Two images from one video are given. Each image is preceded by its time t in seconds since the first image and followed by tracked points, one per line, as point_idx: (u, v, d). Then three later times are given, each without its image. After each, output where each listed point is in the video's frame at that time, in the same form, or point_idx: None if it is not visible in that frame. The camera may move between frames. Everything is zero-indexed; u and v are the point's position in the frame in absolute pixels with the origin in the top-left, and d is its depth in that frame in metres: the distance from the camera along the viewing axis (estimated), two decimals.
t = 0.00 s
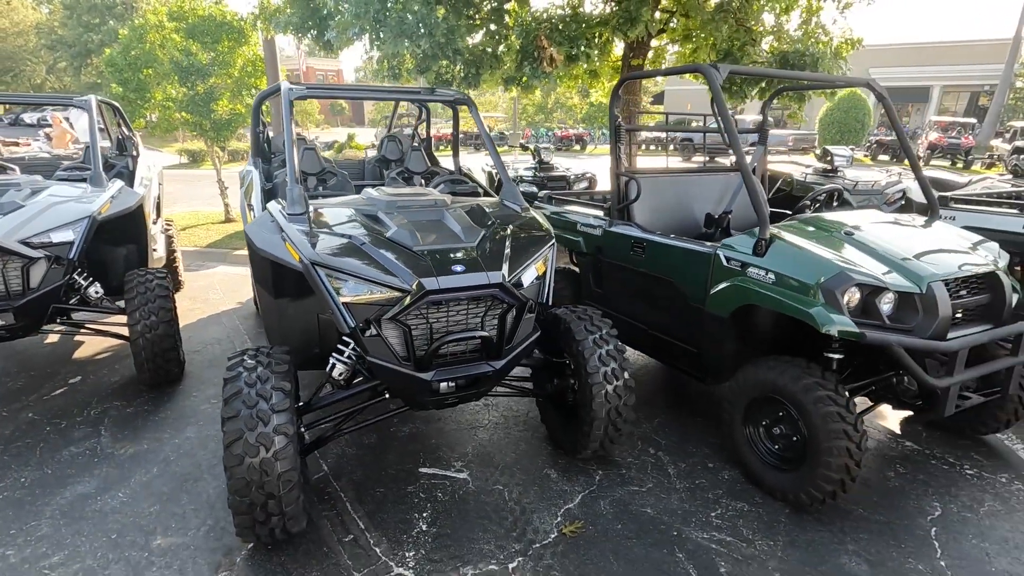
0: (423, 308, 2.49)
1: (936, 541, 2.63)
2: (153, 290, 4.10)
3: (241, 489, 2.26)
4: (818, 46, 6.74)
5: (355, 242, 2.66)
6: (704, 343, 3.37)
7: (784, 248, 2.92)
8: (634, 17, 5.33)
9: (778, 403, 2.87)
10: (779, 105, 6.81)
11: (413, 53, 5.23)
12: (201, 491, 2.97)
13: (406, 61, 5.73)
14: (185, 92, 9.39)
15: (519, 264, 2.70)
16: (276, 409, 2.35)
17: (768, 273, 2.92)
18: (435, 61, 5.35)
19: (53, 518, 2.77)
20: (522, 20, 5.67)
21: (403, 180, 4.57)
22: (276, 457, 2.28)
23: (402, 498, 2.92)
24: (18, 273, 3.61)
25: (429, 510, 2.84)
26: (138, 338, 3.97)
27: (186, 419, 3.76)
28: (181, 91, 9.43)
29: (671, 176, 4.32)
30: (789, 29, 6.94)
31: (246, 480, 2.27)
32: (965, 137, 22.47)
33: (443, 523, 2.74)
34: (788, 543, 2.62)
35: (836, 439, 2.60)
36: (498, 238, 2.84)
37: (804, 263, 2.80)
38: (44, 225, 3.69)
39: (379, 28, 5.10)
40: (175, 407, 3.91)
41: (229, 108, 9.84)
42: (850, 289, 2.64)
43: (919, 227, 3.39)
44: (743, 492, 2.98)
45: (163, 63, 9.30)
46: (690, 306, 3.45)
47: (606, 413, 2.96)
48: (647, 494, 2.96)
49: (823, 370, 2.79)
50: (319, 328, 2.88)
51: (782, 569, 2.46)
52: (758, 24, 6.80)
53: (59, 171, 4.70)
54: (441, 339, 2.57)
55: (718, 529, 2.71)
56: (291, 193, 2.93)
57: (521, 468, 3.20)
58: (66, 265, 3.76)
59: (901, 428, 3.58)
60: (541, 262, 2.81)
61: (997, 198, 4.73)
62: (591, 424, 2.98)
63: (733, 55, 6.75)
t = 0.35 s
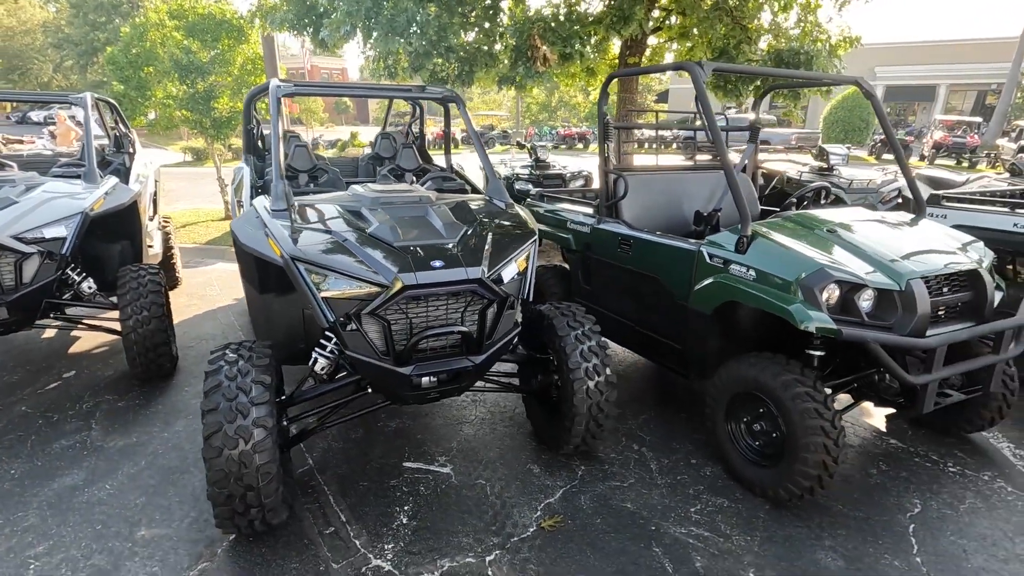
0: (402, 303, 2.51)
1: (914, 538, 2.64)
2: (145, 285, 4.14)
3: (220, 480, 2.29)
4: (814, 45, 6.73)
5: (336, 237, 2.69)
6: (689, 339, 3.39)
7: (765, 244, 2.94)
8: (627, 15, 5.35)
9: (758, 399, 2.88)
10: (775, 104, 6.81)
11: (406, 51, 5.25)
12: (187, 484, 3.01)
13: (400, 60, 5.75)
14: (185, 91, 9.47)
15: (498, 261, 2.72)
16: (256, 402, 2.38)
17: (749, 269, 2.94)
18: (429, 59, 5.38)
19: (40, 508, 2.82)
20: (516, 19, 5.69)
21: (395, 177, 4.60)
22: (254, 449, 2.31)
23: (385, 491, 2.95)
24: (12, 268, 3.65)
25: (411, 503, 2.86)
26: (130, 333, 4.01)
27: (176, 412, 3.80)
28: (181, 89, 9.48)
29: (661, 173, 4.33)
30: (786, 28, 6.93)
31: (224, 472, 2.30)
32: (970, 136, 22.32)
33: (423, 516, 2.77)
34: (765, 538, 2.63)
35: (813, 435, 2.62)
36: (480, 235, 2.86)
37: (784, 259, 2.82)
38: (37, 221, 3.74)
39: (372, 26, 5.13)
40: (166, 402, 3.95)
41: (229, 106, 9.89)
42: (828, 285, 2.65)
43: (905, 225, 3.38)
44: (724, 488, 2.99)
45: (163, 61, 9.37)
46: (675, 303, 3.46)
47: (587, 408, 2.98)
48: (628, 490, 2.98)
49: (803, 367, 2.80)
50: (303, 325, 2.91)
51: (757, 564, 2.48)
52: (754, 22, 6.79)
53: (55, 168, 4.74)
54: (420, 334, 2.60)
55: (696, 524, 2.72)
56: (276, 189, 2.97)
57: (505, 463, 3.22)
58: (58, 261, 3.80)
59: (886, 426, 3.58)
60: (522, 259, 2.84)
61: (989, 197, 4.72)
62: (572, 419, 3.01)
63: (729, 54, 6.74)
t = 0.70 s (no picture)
0: (373, 299, 2.46)
1: (900, 546, 2.55)
2: (130, 281, 4.11)
3: (184, 479, 2.25)
4: (815, 42, 6.62)
5: (308, 232, 2.64)
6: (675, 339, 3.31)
7: (749, 242, 2.86)
8: (622, 10, 5.27)
9: (743, 401, 2.80)
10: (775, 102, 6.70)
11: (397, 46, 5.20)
12: (161, 482, 2.97)
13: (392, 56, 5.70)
14: (185, 88, 9.47)
15: (474, 257, 2.66)
16: (222, 399, 2.34)
17: (733, 267, 2.86)
18: (421, 55, 5.33)
19: (11, 506, 2.78)
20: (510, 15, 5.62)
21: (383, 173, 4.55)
22: (219, 448, 2.26)
23: (360, 491, 2.90)
24: None
25: (385, 504, 2.81)
26: (114, 330, 3.98)
27: (157, 409, 3.76)
28: (181, 87, 9.47)
29: (652, 170, 4.25)
30: (788, 24, 6.81)
31: (188, 470, 2.26)
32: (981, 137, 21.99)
33: (397, 517, 2.71)
34: (746, 544, 2.56)
35: (797, 438, 2.55)
36: (457, 231, 2.81)
37: (768, 257, 2.75)
38: (20, 216, 3.71)
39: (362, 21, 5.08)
40: (149, 398, 3.92)
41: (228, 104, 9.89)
42: (812, 284, 2.58)
43: (898, 223, 3.29)
44: (707, 492, 2.92)
45: (163, 59, 9.37)
46: (662, 302, 3.39)
47: (567, 409, 2.91)
48: (608, 492, 2.91)
49: (788, 368, 2.72)
50: (275, 321, 2.86)
51: (736, 571, 2.40)
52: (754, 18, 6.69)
53: (45, 163, 4.72)
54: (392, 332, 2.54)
55: (676, 529, 2.65)
56: (251, 184, 2.93)
57: (485, 464, 3.16)
58: (41, 256, 3.78)
59: (879, 430, 3.48)
60: (500, 255, 2.77)
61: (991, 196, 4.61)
62: (552, 419, 2.94)
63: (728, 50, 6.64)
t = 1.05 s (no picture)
0: (334, 307, 2.39)
1: (875, 557, 2.50)
2: (98, 288, 4.02)
3: (135, 495, 2.18)
4: (799, 43, 6.59)
5: (269, 238, 2.58)
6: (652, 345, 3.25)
7: (722, 246, 2.82)
8: (603, 11, 5.22)
9: (717, 408, 2.75)
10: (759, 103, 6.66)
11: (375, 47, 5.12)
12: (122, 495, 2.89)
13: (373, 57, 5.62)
14: (168, 90, 9.37)
15: (439, 263, 2.60)
16: (175, 411, 2.26)
17: (706, 272, 2.81)
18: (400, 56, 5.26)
19: None
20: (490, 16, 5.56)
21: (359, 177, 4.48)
22: (171, 462, 2.19)
23: (327, 503, 2.83)
24: None
25: (352, 517, 2.73)
26: (81, 337, 3.88)
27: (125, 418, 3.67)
28: (164, 88, 9.37)
29: (631, 172, 4.20)
30: (773, 25, 6.78)
31: (139, 485, 2.19)
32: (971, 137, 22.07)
33: (363, 531, 2.64)
34: (718, 555, 2.50)
35: (770, 446, 2.49)
36: (424, 236, 2.74)
37: (740, 262, 2.70)
38: None
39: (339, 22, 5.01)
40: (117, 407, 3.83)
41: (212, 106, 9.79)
42: (784, 289, 2.53)
43: (877, 226, 3.25)
44: (682, 501, 2.86)
45: (146, 60, 9.27)
46: (638, 306, 3.33)
47: (539, 417, 2.85)
48: (581, 502, 2.85)
49: (762, 375, 2.67)
50: (236, 330, 2.78)
51: None
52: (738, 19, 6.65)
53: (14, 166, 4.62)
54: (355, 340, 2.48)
55: (648, 540, 2.59)
56: (216, 189, 2.87)
57: (457, 474, 3.09)
58: (5, 263, 3.68)
59: (859, 435, 3.43)
60: (468, 261, 2.72)
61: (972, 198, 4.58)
62: (524, 428, 2.88)
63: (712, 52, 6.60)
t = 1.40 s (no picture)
0: (286, 311, 2.37)
1: (824, 545, 2.57)
2: (48, 296, 3.89)
3: (78, 507, 2.12)
4: (758, 47, 6.74)
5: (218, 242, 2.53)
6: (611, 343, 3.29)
7: (675, 244, 2.87)
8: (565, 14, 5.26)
9: (673, 404, 2.79)
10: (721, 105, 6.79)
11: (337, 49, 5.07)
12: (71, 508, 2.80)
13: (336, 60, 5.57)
14: (127, 92, 9.12)
15: (394, 265, 2.59)
16: (120, 420, 2.21)
17: (660, 270, 2.86)
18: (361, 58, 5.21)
19: None
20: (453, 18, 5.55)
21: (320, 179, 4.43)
22: (117, 472, 2.14)
23: (284, 510, 2.79)
24: None
25: (310, 522, 2.70)
26: (30, 348, 3.75)
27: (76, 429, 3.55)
28: (123, 91, 9.12)
29: (593, 173, 4.24)
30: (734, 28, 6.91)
31: (82, 497, 2.13)
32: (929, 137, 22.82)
33: (320, 536, 2.61)
34: (674, 548, 2.54)
35: (722, 440, 2.55)
36: (379, 238, 2.73)
37: (692, 259, 2.75)
38: None
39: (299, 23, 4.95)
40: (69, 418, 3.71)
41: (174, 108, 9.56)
42: (733, 285, 2.59)
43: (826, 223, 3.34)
44: (641, 496, 2.90)
45: (104, 62, 9.01)
46: (598, 305, 3.37)
47: (499, 417, 2.86)
48: (542, 501, 2.87)
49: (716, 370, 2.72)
50: (185, 337, 2.71)
51: None
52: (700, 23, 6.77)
53: None
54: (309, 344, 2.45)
55: (606, 536, 2.62)
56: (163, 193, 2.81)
57: (418, 476, 3.08)
58: None
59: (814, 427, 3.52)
60: (424, 263, 2.72)
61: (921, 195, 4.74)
62: (484, 428, 2.88)
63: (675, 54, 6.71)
